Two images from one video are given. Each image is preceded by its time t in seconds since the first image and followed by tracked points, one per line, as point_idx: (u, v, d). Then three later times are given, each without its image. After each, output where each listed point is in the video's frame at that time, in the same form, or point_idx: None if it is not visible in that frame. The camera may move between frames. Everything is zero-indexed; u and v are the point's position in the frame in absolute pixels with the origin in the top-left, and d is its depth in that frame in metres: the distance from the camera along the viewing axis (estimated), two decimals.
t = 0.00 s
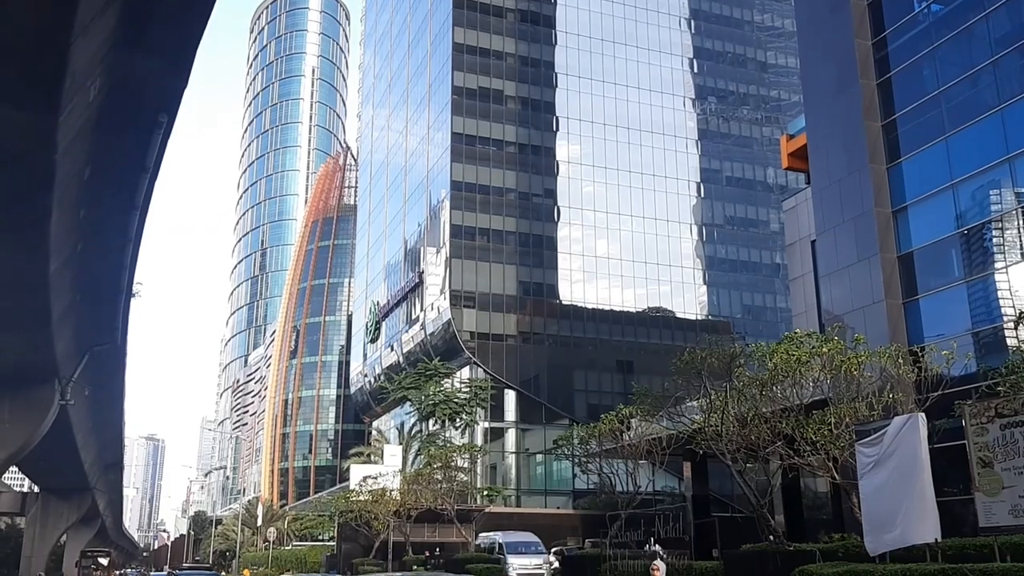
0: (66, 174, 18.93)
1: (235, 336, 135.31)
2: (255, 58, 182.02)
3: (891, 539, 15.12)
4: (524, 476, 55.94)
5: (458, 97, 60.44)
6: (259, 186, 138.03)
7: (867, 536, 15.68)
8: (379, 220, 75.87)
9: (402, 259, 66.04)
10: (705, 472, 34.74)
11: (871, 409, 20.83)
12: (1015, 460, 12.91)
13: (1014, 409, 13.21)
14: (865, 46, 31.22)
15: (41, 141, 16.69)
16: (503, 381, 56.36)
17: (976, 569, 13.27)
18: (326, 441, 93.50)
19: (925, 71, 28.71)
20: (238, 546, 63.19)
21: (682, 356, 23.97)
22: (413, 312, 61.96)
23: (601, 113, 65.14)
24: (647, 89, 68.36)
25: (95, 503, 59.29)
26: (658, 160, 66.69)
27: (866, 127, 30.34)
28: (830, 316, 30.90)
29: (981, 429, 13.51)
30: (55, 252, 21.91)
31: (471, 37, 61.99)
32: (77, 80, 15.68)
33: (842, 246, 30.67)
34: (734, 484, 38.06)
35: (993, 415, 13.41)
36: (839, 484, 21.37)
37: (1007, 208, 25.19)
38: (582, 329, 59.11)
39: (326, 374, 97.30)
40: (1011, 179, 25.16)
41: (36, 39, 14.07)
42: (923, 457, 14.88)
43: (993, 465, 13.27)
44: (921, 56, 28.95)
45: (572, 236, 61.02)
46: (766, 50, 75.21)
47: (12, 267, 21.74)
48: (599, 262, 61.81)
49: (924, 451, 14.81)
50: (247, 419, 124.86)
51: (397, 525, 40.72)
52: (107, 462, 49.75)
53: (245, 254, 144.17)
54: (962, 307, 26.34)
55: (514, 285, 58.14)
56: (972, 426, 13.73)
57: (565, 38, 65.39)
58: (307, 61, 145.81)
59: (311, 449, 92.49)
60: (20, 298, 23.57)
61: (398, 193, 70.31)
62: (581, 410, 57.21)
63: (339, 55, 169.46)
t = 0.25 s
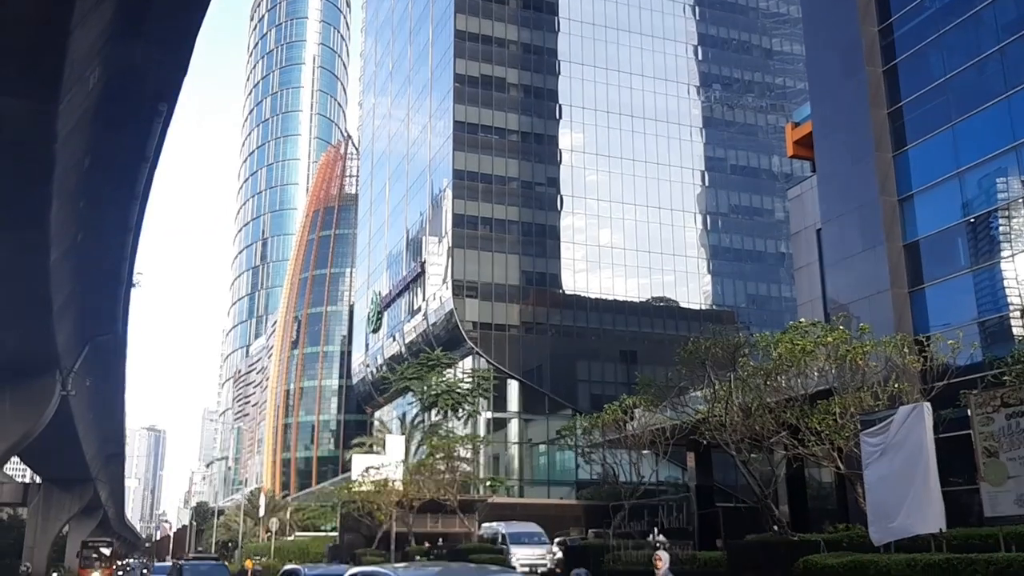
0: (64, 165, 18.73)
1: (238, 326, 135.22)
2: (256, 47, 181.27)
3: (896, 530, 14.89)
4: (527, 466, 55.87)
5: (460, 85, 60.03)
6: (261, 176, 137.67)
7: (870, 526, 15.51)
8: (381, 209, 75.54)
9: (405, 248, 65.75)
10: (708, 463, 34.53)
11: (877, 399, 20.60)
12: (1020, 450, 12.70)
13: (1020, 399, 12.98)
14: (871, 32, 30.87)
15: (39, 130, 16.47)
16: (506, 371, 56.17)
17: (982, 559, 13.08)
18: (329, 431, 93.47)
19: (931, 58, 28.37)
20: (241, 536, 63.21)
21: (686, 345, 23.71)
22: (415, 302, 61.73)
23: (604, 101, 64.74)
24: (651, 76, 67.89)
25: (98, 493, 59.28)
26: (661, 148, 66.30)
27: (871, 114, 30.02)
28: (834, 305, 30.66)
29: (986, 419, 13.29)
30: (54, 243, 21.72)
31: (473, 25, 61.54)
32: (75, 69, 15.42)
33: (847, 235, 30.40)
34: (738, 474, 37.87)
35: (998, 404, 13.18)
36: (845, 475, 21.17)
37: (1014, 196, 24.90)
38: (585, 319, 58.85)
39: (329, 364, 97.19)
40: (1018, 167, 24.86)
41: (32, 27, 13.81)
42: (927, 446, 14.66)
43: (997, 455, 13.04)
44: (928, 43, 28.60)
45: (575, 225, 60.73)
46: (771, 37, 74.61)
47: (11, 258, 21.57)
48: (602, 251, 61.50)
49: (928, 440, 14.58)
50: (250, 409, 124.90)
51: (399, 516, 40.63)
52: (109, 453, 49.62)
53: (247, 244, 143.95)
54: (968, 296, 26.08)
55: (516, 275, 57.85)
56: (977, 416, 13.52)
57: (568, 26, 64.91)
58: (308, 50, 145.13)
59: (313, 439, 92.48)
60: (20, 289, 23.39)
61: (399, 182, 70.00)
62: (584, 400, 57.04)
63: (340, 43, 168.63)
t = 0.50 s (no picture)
0: (69, 157, 18.92)
1: (239, 318, 135.54)
2: (256, 39, 181.27)
3: (892, 518, 15.20)
4: (527, 456, 56.36)
5: (460, 77, 60.14)
6: (261, 168, 137.81)
7: (867, 514, 15.76)
8: (381, 201, 75.73)
9: (405, 240, 65.98)
10: (707, 452, 34.83)
11: (874, 388, 20.83)
12: (1017, 440, 12.95)
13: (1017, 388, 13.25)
14: (870, 24, 31.04)
15: (44, 122, 16.66)
16: (506, 362, 56.46)
17: (977, 547, 13.31)
18: (330, 422, 93.90)
19: (930, 50, 28.53)
20: (244, 526, 63.70)
21: (685, 336, 23.92)
22: (416, 293, 62.00)
23: (604, 93, 64.90)
24: (651, 68, 68.00)
25: (101, 483, 59.68)
26: (661, 140, 66.47)
27: (870, 106, 30.17)
28: (833, 296, 30.88)
29: (983, 408, 13.55)
30: (59, 234, 21.92)
31: (473, 17, 61.64)
32: (78, 61, 15.60)
33: (846, 226, 30.60)
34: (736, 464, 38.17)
35: (995, 394, 13.43)
36: (842, 463, 21.44)
37: (1011, 188, 25.11)
38: (585, 310, 59.11)
39: (330, 355, 97.53)
40: (1016, 158, 25.07)
41: (37, 21, 13.99)
42: (925, 437, 14.97)
43: (995, 444, 13.31)
44: (926, 35, 28.76)
45: (574, 217, 60.93)
46: (770, 29, 74.68)
47: (16, 249, 21.79)
48: (602, 243, 61.72)
49: (926, 432, 14.89)
50: (251, 400, 125.34)
51: (401, 504, 40.97)
52: (113, 443, 50.02)
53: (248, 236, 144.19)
54: (966, 287, 26.30)
55: (516, 267, 58.06)
56: (974, 405, 13.79)
57: (568, 18, 64.99)
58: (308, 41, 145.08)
59: (315, 430, 92.91)
60: (24, 279, 23.57)
61: (400, 174, 70.18)
62: (584, 390, 57.38)
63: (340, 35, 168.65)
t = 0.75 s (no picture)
0: (67, 146, 18.86)
1: (240, 308, 135.65)
2: (255, 28, 180.84)
3: (892, 506, 15.23)
4: (528, 446, 56.65)
5: (460, 66, 59.98)
6: (261, 158, 137.71)
7: (868, 503, 15.75)
8: (381, 191, 75.70)
9: (405, 230, 65.94)
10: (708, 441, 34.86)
11: (875, 377, 20.82)
12: (1018, 428, 12.96)
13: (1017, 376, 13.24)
14: (871, 12, 30.91)
15: (42, 111, 16.59)
16: (507, 352, 56.46)
17: (977, 535, 13.33)
18: (332, 412, 94.04)
19: (931, 37, 28.42)
20: (246, 516, 63.96)
21: (685, 325, 23.87)
22: (416, 283, 62.00)
23: (604, 82, 64.76)
24: (651, 57, 67.82)
25: (103, 473, 59.86)
26: (662, 129, 66.36)
27: (871, 94, 30.07)
28: (833, 284, 30.85)
29: (984, 397, 13.54)
30: (59, 225, 21.90)
31: (473, 5, 61.42)
32: (77, 51, 15.55)
33: (847, 214, 30.53)
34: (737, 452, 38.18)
35: (996, 382, 13.43)
36: (842, 452, 21.46)
37: (1013, 175, 25.03)
38: (585, 299, 59.08)
39: (331, 345, 97.61)
40: (1017, 146, 24.98)
41: (36, 12, 13.93)
42: (926, 428, 14.99)
43: (995, 432, 13.31)
44: (928, 22, 28.63)
45: (575, 206, 60.87)
46: (771, 17, 74.42)
47: (17, 239, 21.76)
48: (602, 232, 61.64)
49: (927, 422, 14.90)
50: (252, 390, 125.51)
51: (402, 494, 41.30)
52: (115, 433, 50.17)
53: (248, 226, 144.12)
54: (966, 275, 26.26)
55: (517, 256, 58.02)
56: (975, 393, 13.78)
57: (568, 6, 64.79)
58: (307, 31, 144.67)
59: (316, 419, 93.10)
60: (24, 269, 23.53)
61: (400, 163, 70.09)
62: (585, 379, 57.47)
63: (339, 24, 168.25)
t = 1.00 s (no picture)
0: (67, 138, 18.82)
1: (241, 299, 135.74)
2: (254, 19, 180.53)
3: (893, 496, 15.25)
4: (529, 435, 56.38)
5: (460, 56, 59.85)
6: (261, 149, 137.65)
7: (867, 491, 15.80)
8: (381, 182, 75.66)
9: (405, 221, 65.93)
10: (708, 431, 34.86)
11: (875, 367, 20.81)
12: (1019, 417, 12.96)
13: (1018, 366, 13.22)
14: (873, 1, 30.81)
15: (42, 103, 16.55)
16: (507, 343, 56.48)
17: (977, 524, 13.36)
18: (332, 403, 94.12)
19: (932, 26, 28.32)
20: (246, 506, 64.20)
21: (686, 316, 23.85)
22: (417, 274, 62.01)
23: (605, 72, 64.67)
24: (652, 47, 67.69)
25: (105, 464, 60.08)
26: (663, 120, 66.28)
27: (872, 83, 29.99)
28: (834, 274, 30.84)
29: (984, 386, 13.53)
30: (59, 216, 21.90)
31: None
32: (75, 42, 15.52)
33: (847, 204, 30.49)
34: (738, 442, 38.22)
35: (996, 371, 13.40)
36: (843, 442, 21.49)
37: (1013, 165, 24.97)
38: (586, 290, 59.05)
39: (331, 336, 97.68)
40: (1018, 135, 24.91)
41: (34, 3, 13.90)
42: (926, 417, 14.97)
43: (996, 422, 13.31)
44: (929, 11, 28.53)
45: (575, 197, 60.81)
46: (772, 6, 74.23)
47: (17, 230, 21.75)
48: (603, 223, 61.58)
49: (927, 412, 14.89)
50: (253, 382, 125.65)
51: (403, 485, 41.56)
52: (116, 424, 50.33)
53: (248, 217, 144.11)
54: (968, 265, 26.23)
55: (517, 247, 57.99)
56: (974, 383, 13.75)
57: None
58: (307, 21, 144.38)
59: (317, 410, 93.20)
60: (24, 260, 23.51)
61: (400, 154, 70.03)
62: (585, 370, 57.51)
63: (339, 14, 167.87)
